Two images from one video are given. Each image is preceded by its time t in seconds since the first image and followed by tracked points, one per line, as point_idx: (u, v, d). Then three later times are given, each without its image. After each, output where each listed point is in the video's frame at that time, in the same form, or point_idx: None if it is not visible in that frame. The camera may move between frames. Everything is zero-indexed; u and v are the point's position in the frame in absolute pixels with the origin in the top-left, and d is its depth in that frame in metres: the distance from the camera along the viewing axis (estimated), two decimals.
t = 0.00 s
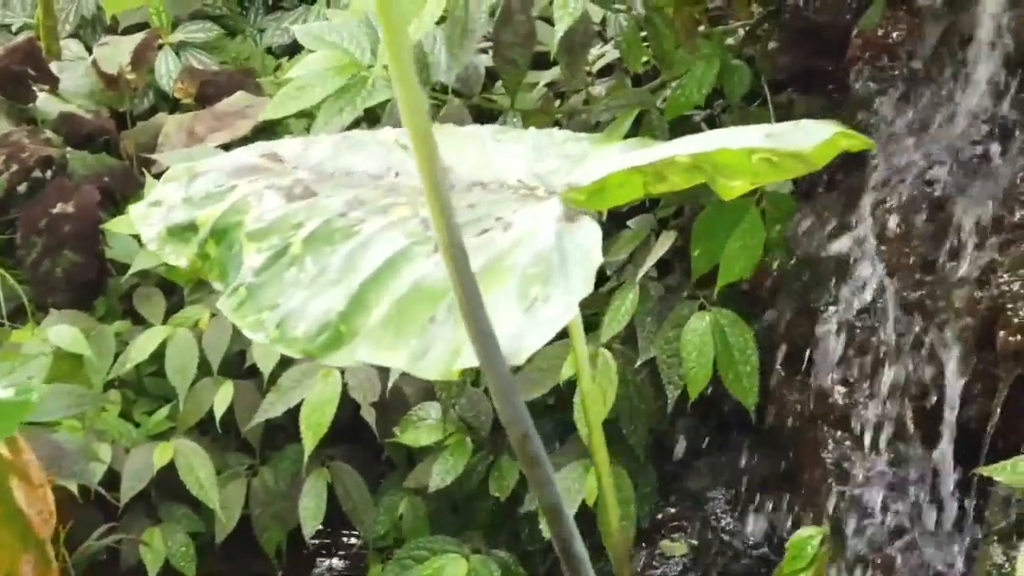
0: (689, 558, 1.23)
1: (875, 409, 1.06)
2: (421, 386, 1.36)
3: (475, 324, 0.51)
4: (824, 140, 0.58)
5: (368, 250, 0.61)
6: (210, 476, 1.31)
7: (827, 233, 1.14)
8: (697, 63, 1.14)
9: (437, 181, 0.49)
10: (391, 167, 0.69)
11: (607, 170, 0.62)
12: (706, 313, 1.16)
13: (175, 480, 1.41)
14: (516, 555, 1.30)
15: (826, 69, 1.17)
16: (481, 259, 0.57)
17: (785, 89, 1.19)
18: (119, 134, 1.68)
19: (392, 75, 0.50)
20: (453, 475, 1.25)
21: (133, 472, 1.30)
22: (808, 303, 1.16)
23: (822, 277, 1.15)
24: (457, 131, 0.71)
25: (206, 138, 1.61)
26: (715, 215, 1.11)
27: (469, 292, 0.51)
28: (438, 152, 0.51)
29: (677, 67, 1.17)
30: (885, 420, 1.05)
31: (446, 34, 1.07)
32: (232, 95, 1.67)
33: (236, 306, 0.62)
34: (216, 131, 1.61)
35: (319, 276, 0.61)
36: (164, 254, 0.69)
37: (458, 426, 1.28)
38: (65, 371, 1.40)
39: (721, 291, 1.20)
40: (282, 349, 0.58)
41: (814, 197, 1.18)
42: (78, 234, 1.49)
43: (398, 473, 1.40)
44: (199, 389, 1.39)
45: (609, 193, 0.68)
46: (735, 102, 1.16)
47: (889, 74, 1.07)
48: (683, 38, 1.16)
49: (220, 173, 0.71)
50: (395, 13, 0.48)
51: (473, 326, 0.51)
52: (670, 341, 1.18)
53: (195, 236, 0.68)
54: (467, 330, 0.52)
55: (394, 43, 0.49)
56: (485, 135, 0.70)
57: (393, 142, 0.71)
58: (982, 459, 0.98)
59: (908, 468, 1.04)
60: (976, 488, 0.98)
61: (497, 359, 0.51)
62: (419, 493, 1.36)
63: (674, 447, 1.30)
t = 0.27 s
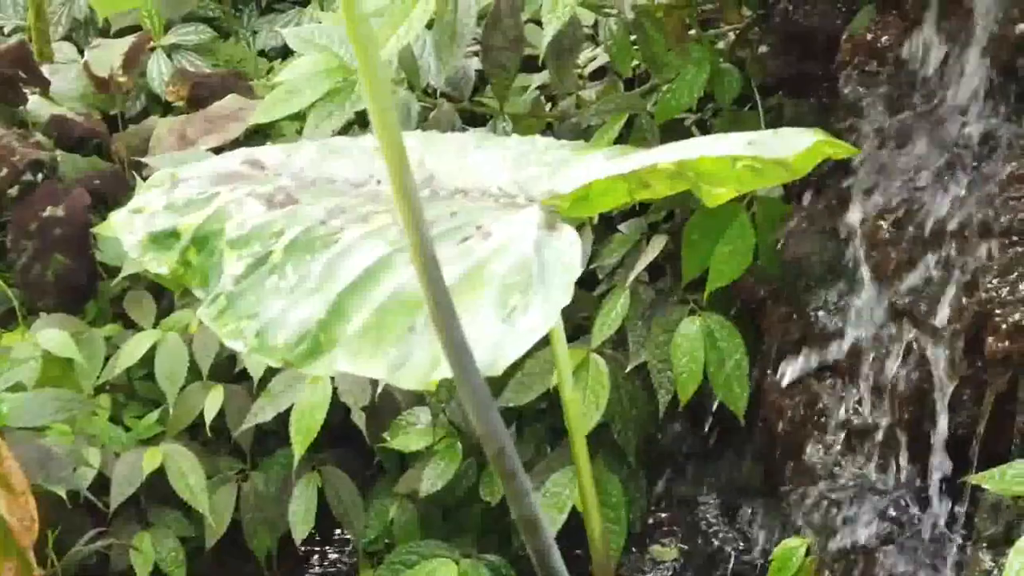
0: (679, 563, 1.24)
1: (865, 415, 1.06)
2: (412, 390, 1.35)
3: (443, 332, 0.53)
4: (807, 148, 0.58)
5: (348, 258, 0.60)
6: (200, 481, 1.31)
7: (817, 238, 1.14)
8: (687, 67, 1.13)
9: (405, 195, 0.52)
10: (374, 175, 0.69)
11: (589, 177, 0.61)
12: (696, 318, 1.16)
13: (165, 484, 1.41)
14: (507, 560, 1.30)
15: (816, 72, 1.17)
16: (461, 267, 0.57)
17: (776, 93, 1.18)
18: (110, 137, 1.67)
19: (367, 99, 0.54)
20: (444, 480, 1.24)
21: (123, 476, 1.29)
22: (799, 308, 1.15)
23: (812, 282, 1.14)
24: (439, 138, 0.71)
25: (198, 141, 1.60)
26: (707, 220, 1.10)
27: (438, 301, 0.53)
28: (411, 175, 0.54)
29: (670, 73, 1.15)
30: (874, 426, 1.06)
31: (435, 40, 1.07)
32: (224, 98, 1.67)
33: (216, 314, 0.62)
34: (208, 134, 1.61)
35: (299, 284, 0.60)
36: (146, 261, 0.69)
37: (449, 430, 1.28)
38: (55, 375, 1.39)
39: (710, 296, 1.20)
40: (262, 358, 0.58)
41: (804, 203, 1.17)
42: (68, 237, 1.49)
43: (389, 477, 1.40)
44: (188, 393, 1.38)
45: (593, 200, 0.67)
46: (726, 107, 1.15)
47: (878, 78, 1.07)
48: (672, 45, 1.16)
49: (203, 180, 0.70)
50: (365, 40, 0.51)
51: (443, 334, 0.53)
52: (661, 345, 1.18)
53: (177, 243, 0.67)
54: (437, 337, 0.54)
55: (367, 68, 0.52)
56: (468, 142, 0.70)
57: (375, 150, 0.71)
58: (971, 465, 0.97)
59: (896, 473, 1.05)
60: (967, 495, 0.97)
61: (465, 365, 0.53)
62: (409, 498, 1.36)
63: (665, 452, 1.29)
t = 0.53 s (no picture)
0: (669, 567, 1.23)
1: (854, 420, 1.06)
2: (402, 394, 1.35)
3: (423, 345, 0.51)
4: (788, 156, 0.58)
5: (328, 266, 0.60)
6: (190, 485, 1.31)
7: (807, 243, 1.14)
8: (677, 71, 1.12)
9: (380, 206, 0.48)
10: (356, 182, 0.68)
11: (571, 184, 0.61)
12: (687, 322, 1.16)
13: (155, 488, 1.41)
14: (498, 565, 1.30)
15: (807, 77, 1.16)
16: (441, 276, 0.56)
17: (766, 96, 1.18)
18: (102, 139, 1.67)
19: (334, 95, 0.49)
20: (433, 485, 1.23)
21: (112, 480, 1.29)
22: (789, 313, 1.14)
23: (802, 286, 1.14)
24: (421, 144, 0.71)
25: (190, 143, 1.59)
26: (697, 223, 1.09)
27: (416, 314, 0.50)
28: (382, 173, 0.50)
29: (660, 77, 1.15)
30: (864, 431, 1.06)
31: (424, 43, 1.08)
32: (216, 101, 1.66)
33: (196, 322, 0.61)
34: (200, 136, 1.60)
35: (279, 292, 0.60)
36: (127, 268, 0.69)
37: (439, 434, 1.28)
38: (45, 379, 1.39)
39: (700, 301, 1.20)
40: (241, 366, 0.58)
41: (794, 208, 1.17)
42: (59, 240, 1.48)
43: (380, 481, 1.40)
44: (179, 397, 1.37)
45: (577, 207, 0.67)
46: (716, 111, 1.15)
47: (867, 83, 1.06)
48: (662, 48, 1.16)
49: (184, 186, 0.70)
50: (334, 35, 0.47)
51: (420, 346, 0.51)
52: (651, 350, 1.18)
53: (159, 249, 0.67)
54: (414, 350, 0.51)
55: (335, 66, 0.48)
56: (450, 149, 0.70)
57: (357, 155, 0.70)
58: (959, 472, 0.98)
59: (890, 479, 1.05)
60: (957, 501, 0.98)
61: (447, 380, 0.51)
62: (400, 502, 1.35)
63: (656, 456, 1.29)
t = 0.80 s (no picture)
0: (660, 571, 1.22)
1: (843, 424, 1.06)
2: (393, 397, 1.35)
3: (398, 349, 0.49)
4: (769, 162, 0.57)
5: (309, 274, 0.60)
6: (180, 489, 1.30)
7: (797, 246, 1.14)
8: (668, 73, 1.12)
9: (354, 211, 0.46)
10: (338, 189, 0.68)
11: (554, 190, 0.61)
12: (677, 325, 1.15)
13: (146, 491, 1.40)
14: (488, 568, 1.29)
15: (797, 78, 1.17)
16: (421, 283, 0.56)
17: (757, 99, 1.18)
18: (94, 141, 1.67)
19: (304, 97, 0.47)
20: (424, 488, 1.24)
21: (101, 484, 1.28)
22: (778, 316, 1.14)
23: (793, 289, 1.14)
24: (405, 151, 0.71)
25: (182, 146, 1.59)
26: (686, 227, 1.08)
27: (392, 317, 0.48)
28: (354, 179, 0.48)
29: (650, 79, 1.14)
30: (854, 434, 1.06)
31: (412, 48, 1.08)
32: (208, 103, 1.66)
33: (177, 329, 0.61)
34: (191, 139, 1.60)
35: (260, 299, 0.60)
36: (109, 274, 0.68)
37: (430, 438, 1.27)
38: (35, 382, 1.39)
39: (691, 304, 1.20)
40: (221, 374, 0.57)
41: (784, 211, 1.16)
42: (50, 244, 1.48)
43: (371, 484, 1.40)
44: (169, 400, 1.37)
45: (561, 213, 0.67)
46: (707, 114, 1.15)
47: (857, 87, 1.07)
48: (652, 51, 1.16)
49: (167, 193, 0.70)
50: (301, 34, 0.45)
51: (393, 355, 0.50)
52: (641, 353, 1.17)
53: (140, 256, 0.67)
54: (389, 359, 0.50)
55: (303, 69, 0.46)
56: (432, 156, 0.69)
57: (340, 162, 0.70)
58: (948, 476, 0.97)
59: (877, 484, 1.05)
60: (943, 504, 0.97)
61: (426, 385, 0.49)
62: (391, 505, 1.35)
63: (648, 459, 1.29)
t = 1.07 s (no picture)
0: None
1: (835, 428, 1.06)
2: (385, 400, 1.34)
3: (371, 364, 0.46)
4: (756, 167, 0.57)
5: (292, 279, 0.60)
6: (171, 492, 1.30)
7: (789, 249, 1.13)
8: (659, 76, 1.11)
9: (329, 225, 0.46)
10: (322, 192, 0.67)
11: (539, 195, 0.60)
12: (669, 328, 1.15)
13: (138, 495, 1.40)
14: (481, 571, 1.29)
15: (788, 82, 1.15)
16: (404, 289, 0.56)
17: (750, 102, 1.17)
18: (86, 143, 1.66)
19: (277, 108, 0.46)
20: (416, 493, 1.24)
21: (93, 488, 1.28)
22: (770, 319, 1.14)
23: (785, 292, 1.13)
24: (390, 154, 0.70)
25: (174, 148, 1.58)
26: (678, 230, 1.08)
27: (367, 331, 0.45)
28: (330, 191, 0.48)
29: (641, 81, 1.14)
30: (852, 436, 1.03)
31: (402, 51, 1.07)
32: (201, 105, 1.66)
33: (159, 335, 0.61)
34: (184, 141, 1.59)
35: (242, 305, 0.59)
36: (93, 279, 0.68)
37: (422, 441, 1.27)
38: (27, 385, 1.38)
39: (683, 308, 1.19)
40: (203, 380, 0.57)
41: (775, 214, 1.16)
42: (42, 246, 1.47)
43: (363, 488, 1.39)
44: (161, 403, 1.36)
45: (547, 218, 0.66)
46: (699, 117, 1.14)
47: (847, 90, 1.07)
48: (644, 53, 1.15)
49: (151, 197, 0.69)
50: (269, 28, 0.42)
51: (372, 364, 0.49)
52: (634, 356, 1.17)
53: (124, 260, 0.67)
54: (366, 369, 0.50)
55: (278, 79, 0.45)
56: (417, 160, 0.69)
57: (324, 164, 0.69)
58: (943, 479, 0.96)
59: (872, 488, 1.03)
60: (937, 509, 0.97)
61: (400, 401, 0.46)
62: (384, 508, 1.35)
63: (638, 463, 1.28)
